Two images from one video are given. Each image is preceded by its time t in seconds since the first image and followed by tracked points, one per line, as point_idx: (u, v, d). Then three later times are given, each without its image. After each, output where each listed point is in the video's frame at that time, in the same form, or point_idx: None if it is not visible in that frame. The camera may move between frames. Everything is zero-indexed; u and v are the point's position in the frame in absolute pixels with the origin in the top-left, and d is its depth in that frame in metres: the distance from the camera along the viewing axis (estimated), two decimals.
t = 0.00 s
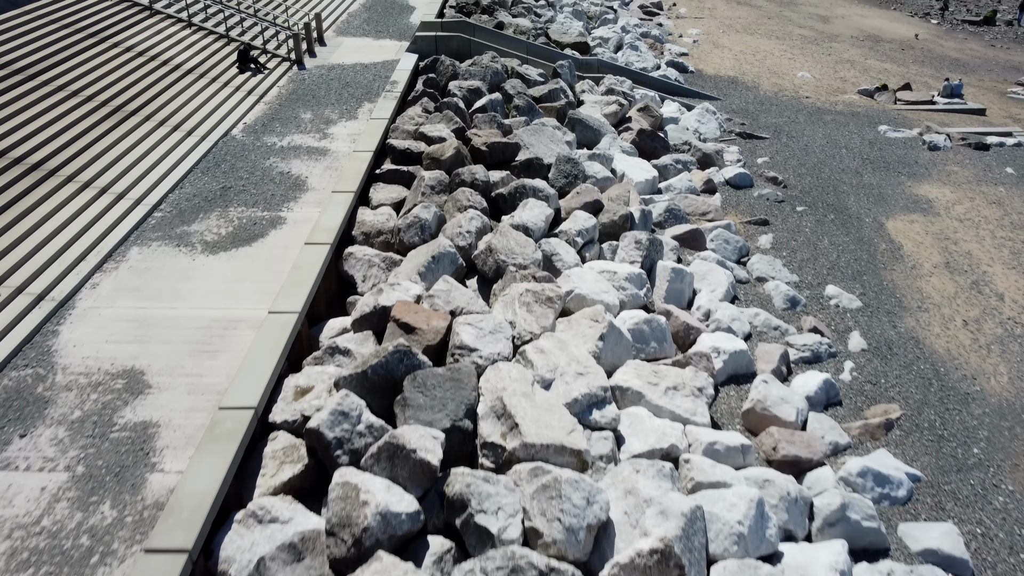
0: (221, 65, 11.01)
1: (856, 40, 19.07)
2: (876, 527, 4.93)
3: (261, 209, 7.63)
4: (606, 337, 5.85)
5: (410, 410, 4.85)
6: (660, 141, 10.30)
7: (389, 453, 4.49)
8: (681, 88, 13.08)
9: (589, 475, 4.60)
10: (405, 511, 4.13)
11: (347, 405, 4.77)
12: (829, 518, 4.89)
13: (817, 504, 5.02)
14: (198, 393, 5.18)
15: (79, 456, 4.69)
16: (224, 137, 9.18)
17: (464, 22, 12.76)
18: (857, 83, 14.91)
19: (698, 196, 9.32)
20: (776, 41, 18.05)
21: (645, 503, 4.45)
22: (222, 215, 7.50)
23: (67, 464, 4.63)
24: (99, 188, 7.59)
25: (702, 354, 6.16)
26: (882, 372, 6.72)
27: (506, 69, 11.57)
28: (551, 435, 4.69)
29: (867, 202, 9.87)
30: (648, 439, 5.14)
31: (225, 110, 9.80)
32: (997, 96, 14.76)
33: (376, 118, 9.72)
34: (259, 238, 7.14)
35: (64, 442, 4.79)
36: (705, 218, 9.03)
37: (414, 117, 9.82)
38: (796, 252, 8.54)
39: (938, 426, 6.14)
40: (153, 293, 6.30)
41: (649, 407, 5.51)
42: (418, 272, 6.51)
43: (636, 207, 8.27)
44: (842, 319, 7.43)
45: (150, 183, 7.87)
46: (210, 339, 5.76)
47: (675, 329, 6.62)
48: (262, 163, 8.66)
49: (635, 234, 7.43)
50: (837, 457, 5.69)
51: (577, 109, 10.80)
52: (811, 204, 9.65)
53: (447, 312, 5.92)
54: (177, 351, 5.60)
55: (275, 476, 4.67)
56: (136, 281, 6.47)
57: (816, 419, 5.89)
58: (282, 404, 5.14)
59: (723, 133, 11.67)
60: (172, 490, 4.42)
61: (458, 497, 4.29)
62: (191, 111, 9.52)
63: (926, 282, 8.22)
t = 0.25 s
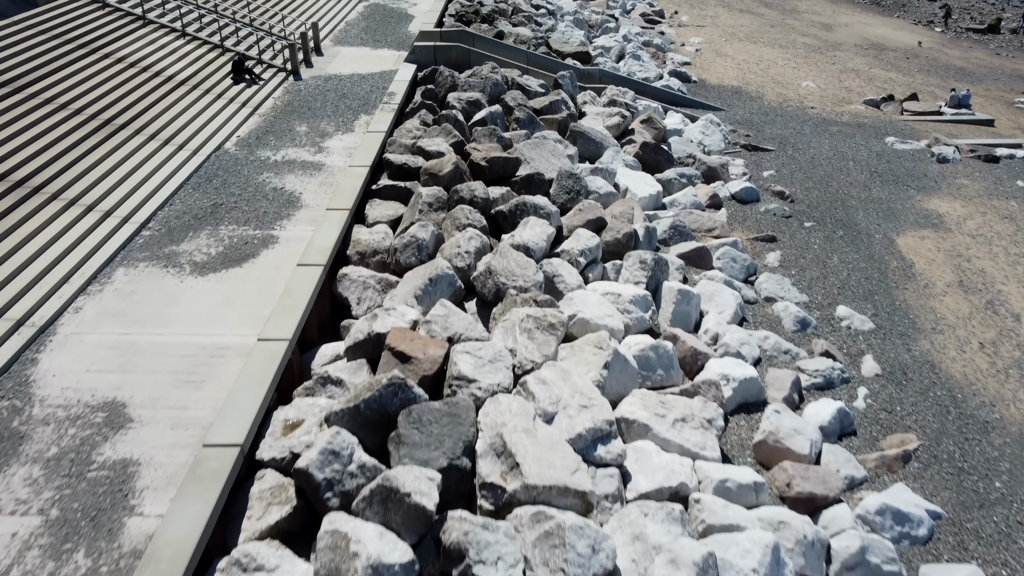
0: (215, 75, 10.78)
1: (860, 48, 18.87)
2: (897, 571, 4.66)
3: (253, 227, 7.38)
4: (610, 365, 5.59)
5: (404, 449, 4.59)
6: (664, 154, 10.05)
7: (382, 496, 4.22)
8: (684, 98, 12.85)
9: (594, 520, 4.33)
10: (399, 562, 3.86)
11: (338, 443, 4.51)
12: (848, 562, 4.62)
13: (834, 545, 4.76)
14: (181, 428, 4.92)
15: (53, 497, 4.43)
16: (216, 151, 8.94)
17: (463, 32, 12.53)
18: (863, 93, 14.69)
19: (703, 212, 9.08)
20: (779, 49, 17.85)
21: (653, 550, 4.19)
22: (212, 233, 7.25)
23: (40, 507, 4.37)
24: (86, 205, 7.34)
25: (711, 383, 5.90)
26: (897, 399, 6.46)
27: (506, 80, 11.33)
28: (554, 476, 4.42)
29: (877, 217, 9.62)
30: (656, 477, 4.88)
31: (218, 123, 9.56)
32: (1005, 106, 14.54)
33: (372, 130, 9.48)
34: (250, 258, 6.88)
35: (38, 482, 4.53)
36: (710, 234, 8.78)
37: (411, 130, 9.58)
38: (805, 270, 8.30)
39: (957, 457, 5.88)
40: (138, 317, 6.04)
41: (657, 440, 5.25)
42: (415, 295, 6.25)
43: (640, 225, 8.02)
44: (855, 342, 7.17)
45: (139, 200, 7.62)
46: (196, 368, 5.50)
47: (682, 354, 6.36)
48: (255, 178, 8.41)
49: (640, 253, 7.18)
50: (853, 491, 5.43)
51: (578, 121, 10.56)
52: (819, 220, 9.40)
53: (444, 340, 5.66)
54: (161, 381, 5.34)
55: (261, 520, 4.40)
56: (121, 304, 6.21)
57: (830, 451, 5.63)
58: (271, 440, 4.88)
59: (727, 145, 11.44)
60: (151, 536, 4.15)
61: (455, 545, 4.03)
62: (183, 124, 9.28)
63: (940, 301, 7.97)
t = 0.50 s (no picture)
0: (209, 86, 10.55)
1: (865, 56, 18.65)
2: None
3: (244, 246, 7.13)
4: (616, 396, 5.33)
5: (398, 491, 4.33)
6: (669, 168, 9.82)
7: (374, 545, 3.96)
8: (688, 109, 12.62)
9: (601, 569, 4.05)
10: None
11: (327, 486, 4.24)
12: None
13: None
14: (164, 466, 4.66)
15: (24, 544, 4.17)
16: (209, 166, 8.70)
17: (463, 42, 12.32)
18: (869, 103, 14.46)
19: (709, 228, 8.84)
20: (783, 58, 17.64)
21: None
22: (202, 252, 7.01)
23: (10, 555, 4.11)
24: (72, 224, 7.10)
25: (721, 413, 5.64)
26: (914, 428, 6.20)
27: (507, 91, 11.11)
28: (558, 521, 4.15)
29: (887, 233, 9.37)
30: (665, 519, 4.61)
31: (211, 136, 9.33)
32: (1014, 116, 14.30)
33: (369, 144, 9.25)
34: (240, 280, 6.63)
35: (9, 527, 4.27)
36: (717, 252, 8.53)
37: (409, 144, 9.34)
38: (815, 289, 8.05)
39: (979, 492, 5.61)
40: (122, 343, 5.79)
41: (665, 477, 4.98)
42: (411, 320, 5.99)
43: (645, 243, 7.78)
44: (868, 366, 6.92)
45: (127, 218, 7.38)
46: (180, 399, 5.24)
47: (690, 381, 6.11)
48: (247, 194, 8.17)
49: (645, 274, 6.93)
50: (872, 530, 5.16)
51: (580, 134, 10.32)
52: (828, 236, 9.16)
53: (441, 369, 5.40)
54: (143, 414, 5.08)
55: (245, 568, 4.14)
56: (105, 329, 5.96)
57: (847, 486, 5.36)
58: (257, 479, 4.61)
59: (732, 157, 11.21)
60: None
61: None
62: (175, 137, 9.04)
63: (955, 322, 7.71)
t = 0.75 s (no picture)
0: (202, 98, 10.32)
1: (869, 65, 18.44)
2: None
3: (234, 267, 6.88)
4: (622, 429, 5.07)
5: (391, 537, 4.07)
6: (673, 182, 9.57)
7: None
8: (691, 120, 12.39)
9: None
10: None
11: (316, 533, 3.98)
12: None
13: None
14: (143, 508, 4.40)
15: None
16: (200, 181, 8.46)
17: (462, 52, 12.09)
18: (875, 113, 14.24)
19: (715, 245, 8.60)
20: (786, 67, 17.43)
21: None
22: (190, 273, 6.76)
23: None
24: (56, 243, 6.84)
25: (732, 446, 5.38)
26: (932, 459, 5.94)
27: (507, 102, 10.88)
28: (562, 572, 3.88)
29: (898, 249, 9.12)
30: (675, 565, 4.35)
31: (203, 150, 9.10)
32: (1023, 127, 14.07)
33: (366, 157, 9.01)
34: (229, 302, 6.37)
35: None
36: (723, 270, 8.28)
37: (407, 158, 9.10)
38: (825, 309, 7.79)
39: (1003, 529, 5.34)
40: (104, 372, 5.53)
41: (674, 517, 4.72)
42: (407, 347, 5.73)
43: (650, 262, 7.53)
44: (883, 392, 6.66)
45: (113, 236, 7.13)
46: (163, 433, 4.98)
47: (698, 410, 5.85)
48: (239, 210, 7.92)
49: (651, 296, 6.69)
50: (892, 571, 4.88)
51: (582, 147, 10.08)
52: (837, 253, 8.91)
53: (438, 401, 5.15)
54: (124, 450, 4.82)
55: None
56: (87, 356, 5.70)
57: (865, 523, 5.08)
58: (243, 522, 4.35)
59: (737, 170, 10.99)
60: None
61: None
62: (166, 150, 8.80)
63: (970, 344, 7.45)
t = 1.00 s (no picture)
0: (195, 109, 10.09)
1: (873, 73, 18.23)
2: None
3: (223, 289, 6.62)
4: (628, 465, 4.79)
5: None
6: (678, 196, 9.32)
7: None
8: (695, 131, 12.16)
9: None
10: None
11: None
12: None
13: None
14: (121, 555, 4.14)
15: None
16: (191, 197, 8.21)
17: (461, 62, 11.86)
18: (881, 123, 14.01)
19: (722, 263, 8.36)
20: (790, 76, 17.22)
21: None
22: (178, 295, 6.51)
23: None
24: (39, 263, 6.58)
25: (743, 482, 5.12)
26: (952, 492, 5.67)
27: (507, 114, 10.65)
28: None
29: (909, 266, 8.88)
30: None
31: (195, 164, 8.86)
32: None
33: (362, 171, 8.77)
34: (217, 327, 6.12)
35: None
36: (730, 288, 8.03)
37: (404, 172, 8.86)
38: (836, 330, 7.54)
39: None
40: (85, 402, 5.28)
41: (684, 562, 4.45)
42: (403, 376, 5.47)
43: (655, 282, 7.29)
44: (898, 419, 6.40)
45: (99, 256, 6.88)
46: (144, 470, 4.72)
47: (707, 442, 5.59)
48: (231, 227, 7.68)
49: (657, 319, 6.44)
50: None
51: (584, 160, 9.84)
52: (847, 270, 8.66)
53: (435, 436, 4.89)
54: (102, 490, 4.56)
55: None
56: (67, 385, 5.45)
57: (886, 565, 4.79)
58: (225, 571, 4.09)
59: (742, 183, 10.75)
60: None
61: None
62: (156, 165, 8.56)
63: (987, 368, 7.19)
